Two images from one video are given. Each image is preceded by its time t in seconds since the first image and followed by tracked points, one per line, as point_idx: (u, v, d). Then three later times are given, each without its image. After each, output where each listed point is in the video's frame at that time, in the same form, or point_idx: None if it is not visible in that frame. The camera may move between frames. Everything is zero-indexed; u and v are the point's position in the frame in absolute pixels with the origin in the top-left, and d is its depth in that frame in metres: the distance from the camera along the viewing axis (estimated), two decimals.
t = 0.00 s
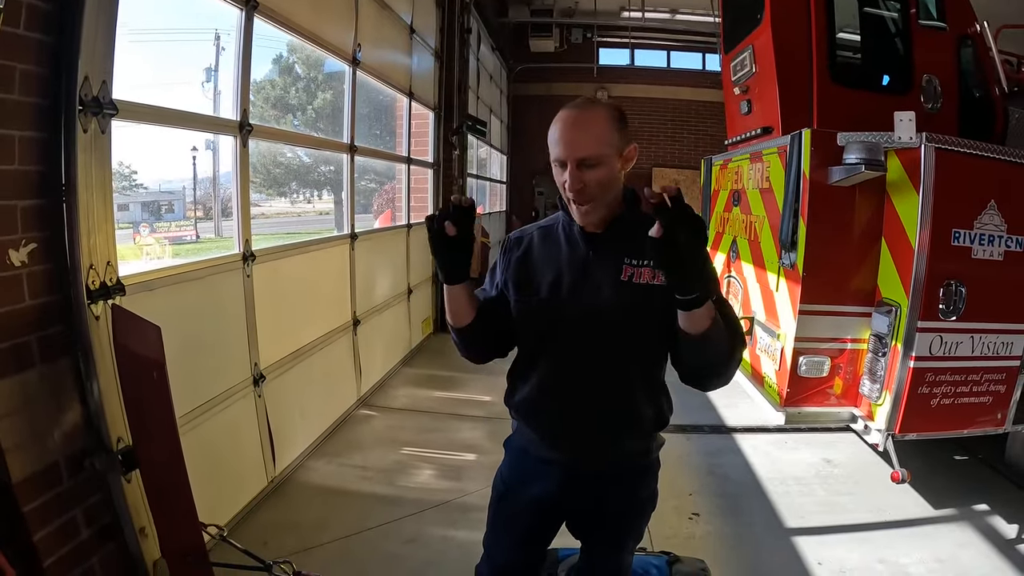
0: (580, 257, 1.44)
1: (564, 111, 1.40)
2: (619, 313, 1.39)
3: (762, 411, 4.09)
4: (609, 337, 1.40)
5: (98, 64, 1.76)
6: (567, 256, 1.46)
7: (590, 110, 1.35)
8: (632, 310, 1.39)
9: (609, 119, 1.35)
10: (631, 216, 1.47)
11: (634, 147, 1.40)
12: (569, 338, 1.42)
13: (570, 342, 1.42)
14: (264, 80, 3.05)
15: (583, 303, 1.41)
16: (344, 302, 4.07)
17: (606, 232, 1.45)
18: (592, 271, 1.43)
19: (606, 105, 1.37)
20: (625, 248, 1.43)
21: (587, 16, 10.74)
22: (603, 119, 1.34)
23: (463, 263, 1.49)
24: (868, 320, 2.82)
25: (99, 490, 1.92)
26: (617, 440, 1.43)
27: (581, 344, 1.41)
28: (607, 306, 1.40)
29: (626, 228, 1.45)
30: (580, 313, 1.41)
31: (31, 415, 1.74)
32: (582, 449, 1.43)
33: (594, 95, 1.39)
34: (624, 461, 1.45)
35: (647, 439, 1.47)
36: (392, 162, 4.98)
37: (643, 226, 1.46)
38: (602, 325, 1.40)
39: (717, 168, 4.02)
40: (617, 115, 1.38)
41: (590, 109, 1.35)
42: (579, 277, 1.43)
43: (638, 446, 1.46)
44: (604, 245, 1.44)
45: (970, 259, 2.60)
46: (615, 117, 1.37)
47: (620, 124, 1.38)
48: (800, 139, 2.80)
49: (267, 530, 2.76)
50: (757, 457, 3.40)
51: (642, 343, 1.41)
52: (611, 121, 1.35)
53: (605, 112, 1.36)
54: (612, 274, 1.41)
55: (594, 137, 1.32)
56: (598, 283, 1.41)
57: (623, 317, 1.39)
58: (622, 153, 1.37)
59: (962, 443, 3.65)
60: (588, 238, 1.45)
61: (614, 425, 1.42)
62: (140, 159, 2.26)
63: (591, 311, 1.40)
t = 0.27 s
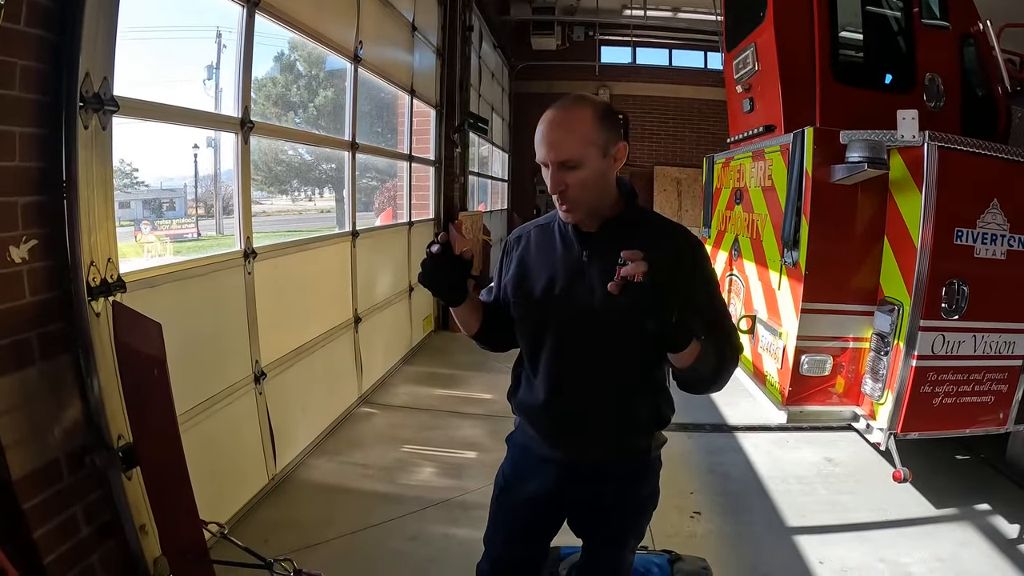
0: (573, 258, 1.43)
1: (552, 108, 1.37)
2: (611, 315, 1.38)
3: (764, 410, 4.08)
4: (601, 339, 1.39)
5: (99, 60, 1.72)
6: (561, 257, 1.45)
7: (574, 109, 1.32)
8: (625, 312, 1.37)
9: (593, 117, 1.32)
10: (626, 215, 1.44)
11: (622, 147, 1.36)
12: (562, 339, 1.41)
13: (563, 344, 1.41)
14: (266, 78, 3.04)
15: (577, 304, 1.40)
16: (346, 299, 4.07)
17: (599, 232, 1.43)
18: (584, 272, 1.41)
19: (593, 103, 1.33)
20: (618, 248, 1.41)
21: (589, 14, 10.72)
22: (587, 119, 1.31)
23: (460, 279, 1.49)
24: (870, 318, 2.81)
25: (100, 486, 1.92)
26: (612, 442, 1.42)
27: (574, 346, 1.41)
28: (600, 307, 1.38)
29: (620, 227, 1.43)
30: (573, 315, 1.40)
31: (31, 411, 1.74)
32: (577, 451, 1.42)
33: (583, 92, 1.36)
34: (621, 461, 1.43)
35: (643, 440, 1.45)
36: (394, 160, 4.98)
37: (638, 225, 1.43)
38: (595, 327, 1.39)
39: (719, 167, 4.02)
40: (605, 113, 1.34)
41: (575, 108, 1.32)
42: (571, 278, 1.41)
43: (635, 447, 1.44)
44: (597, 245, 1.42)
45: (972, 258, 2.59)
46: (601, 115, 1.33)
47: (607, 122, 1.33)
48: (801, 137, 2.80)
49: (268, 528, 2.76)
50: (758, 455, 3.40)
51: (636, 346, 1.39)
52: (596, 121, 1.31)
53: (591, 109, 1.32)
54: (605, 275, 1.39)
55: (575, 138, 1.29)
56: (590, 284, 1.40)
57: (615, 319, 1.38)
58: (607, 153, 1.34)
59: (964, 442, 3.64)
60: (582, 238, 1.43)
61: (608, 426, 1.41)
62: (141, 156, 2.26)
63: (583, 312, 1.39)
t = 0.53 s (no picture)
0: (576, 256, 1.39)
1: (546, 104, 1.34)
2: (611, 315, 1.34)
3: (772, 410, 4.05)
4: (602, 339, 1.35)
5: (106, 53, 1.74)
6: (563, 253, 1.42)
7: (564, 105, 1.28)
8: (624, 313, 1.33)
9: (584, 112, 1.27)
10: (633, 209, 1.38)
11: (616, 142, 1.31)
12: (563, 338, 1.39)
13: (564, 345, 1.39)
14: (273, 76, 3.03)
15: (578, 304, 1.38)
16: (353, 298, 4.07)
17: (603, 228, 1.38)
18: (586, 271, 1.37)
19: (585, 99, 1.29)
20: (621, 245, 1.35)
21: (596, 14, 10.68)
22: (577, 116, 1.27)
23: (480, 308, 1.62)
24: (881, 317, 2.77)
25: (103, 484, 1.92)
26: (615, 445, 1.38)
27: (574, 347, 1.39)
28: (599, 307, 1.34)
29: (624, 222, 1.37)
30: (574, 312, 1.38)
31: (34, 406, 1.73)
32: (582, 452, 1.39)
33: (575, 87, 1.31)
34: (626, 464, 1.39)
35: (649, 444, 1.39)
36: (401, 158, 4.97)
37: (645, 219, 1.37)
38: (594, 329, 1.36)
39: (728, 165, 3.98)
40: (600, 107, 1.29)
41: (566, 105, 1.28)
42: (574, 277, 1.38)
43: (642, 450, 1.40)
44: (599, 243, 1.37)
45: (984, 256, 2.55)
46: (592, 109, 1.28)
47: (600, 117, 1.29)
48: (812, 134, 2.76)
49: (273, 526, 2.75)
50: (767, 455, 3.36)
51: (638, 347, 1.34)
52: (589, 117, 1.27)
53: (583, 105, 1.28)
54: (606, 273, 1.34)
55: (562, 136, 1.26)
56: (590, 283, 1.36)
57: (614, 321, 1.34)
58: (599, 150, 1.29)
59: (974, 443, 3.59)
60: (585, 235, 1.39)
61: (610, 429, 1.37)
62: (148, 155, 2.25)
63: (585, 311, 1.37)
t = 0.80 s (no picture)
0: (593, 257, 1.40)
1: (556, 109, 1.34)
2: (627, 316, 1.33)
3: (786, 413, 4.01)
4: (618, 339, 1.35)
5: (121, 51, 1.82)
6: (581, 254, 1.42)
7: (573, 109, 1.28)
8: (640, 313, 1.33)
9: (593, 116, 1.28)
10: (650, 209, 1.37)
11: (627, 144, 1.30)
12: (579, 338, 1.39)
13: (580, 345, 1.39)
14: (284, 78, 3.04)
15: (594, 304, 1.38)
16: (366, 298, 4.08)
17: (619, 228, 1.38)
18: (602, 271, 1.37)
19: (594, 102, 1.29)
20: (637, 245, 1.35)
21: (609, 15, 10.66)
22: (586, 120, 1.27)
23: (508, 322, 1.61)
24: (897, 321, 2.73)
25: (115, 481, 1.95)
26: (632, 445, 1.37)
27: (590, 347, 1.39)
28: (616, 307, 1.34)
29: (640, 223, 1.37)
30: (591, 312, 1.38)
31: (47, 403, 1.75)
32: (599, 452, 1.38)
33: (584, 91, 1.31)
34: (643, 464, 1.38)
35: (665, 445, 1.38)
36: (414, 159, 4.98)
37: (662, 218, 1.37)
38: (610, 329, 1.36)
39: (743, 167, 3.96)
40: (609, 110, 1.29)
41: (576, 109, 1.29)
42: (591, 277, 1.38)
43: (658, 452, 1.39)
44: (615, 243, 1.37)
45: (1000, 259, 2.51)
46: (602, 113, 1.28)
47: (609, 120, 1.29)
48: (829, 136, 2.73)
49: (283, 524, 2.76)
50: (779, 459, 3.33)
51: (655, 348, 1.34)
52: (598, 120, 1.27)
53: (592, 108, 1.28)
54: (622, 274, 1.34)
55: (573, 141, 1.26)
56: (606, 284, 1.36)
57: (631, 321, 1.34)
58: (609, 153, 1.29)
59: (989, 448, 3.53)
60: (602, 235, 1.39)
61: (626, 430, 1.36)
62: (161, 155, 2.27)
63: (601, 311, 1.37)
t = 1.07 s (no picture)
0: (607, 262, 1.40)
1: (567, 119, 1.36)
2: (640, 322, 1.33)
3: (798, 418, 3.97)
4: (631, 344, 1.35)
5: (134, 54, 1.86)
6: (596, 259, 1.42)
7: (584, 120, 1.30)
8: (653, 320, 1.33)
9: (603, 126, 1.29)
10: (665, 216, 1.37)
11: (636, 154, 1.31)
12: (592, 343, 1.40)
13: (592, 350, 1.40)
14: (296, 79, 3.07)
15: (607, 310, 1.38)
16: (378, 299, 4.10)
17: (634, 233, 1.38)
18: (616, 277, 1.37)
19: (604, 112, 1.30)
20: (651, 251, 1.34)
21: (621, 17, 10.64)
22: (595, 131, 1.28)
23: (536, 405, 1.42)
24: (911, 325, 2.71)
25: (127, 480, 1.98)
26: (643, 450, 1.37)
27: (602, 353, 1.39)
28: (629, 313, 1.34)
29: (654, 229, 1.37)
30: (605, 318, 1.38)
31: (60, 404, 1.78)
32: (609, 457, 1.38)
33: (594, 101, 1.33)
34: (653, 469, 1.38)
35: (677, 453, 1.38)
36: (427, 160, 5.00)
37: (678, 225, 1.36)
38: (623, 334, 1.36)
39: (756, 169, 3.93)
40: (618, 120, 1.30)
41: (585, 120, 1.30)
42: (604, 282, 1.38)
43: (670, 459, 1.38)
44: (630, 249, 1.37)
45: (1015, 264, 2.48)
46: (611, 124, 1.29)
47: (619, 130, 1.29)
48: (842, 138, 2.71)
49: (293, 525, 2.79)
50: (791, 464, 3.30)
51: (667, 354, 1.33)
52: (607, 130, 1.28)
53: (602, 119, 1.29)
54: (636, 280, 1.34)
55: (582, 151, 1.28)
56: (620, 289, 1.36)
57: (643, 328, 1.34)
58: (618, 163, 1.30)
59: (1002, 454, 3.48)
60: (617, 240, 1.39)
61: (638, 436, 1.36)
62: (173, 155, 2.29)
63: (615, 316, 1.37)
